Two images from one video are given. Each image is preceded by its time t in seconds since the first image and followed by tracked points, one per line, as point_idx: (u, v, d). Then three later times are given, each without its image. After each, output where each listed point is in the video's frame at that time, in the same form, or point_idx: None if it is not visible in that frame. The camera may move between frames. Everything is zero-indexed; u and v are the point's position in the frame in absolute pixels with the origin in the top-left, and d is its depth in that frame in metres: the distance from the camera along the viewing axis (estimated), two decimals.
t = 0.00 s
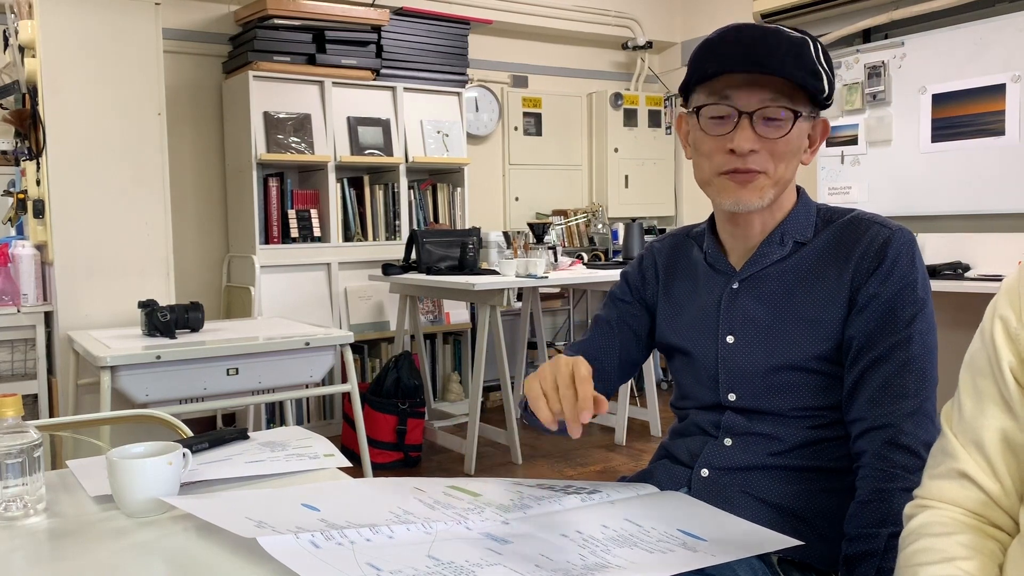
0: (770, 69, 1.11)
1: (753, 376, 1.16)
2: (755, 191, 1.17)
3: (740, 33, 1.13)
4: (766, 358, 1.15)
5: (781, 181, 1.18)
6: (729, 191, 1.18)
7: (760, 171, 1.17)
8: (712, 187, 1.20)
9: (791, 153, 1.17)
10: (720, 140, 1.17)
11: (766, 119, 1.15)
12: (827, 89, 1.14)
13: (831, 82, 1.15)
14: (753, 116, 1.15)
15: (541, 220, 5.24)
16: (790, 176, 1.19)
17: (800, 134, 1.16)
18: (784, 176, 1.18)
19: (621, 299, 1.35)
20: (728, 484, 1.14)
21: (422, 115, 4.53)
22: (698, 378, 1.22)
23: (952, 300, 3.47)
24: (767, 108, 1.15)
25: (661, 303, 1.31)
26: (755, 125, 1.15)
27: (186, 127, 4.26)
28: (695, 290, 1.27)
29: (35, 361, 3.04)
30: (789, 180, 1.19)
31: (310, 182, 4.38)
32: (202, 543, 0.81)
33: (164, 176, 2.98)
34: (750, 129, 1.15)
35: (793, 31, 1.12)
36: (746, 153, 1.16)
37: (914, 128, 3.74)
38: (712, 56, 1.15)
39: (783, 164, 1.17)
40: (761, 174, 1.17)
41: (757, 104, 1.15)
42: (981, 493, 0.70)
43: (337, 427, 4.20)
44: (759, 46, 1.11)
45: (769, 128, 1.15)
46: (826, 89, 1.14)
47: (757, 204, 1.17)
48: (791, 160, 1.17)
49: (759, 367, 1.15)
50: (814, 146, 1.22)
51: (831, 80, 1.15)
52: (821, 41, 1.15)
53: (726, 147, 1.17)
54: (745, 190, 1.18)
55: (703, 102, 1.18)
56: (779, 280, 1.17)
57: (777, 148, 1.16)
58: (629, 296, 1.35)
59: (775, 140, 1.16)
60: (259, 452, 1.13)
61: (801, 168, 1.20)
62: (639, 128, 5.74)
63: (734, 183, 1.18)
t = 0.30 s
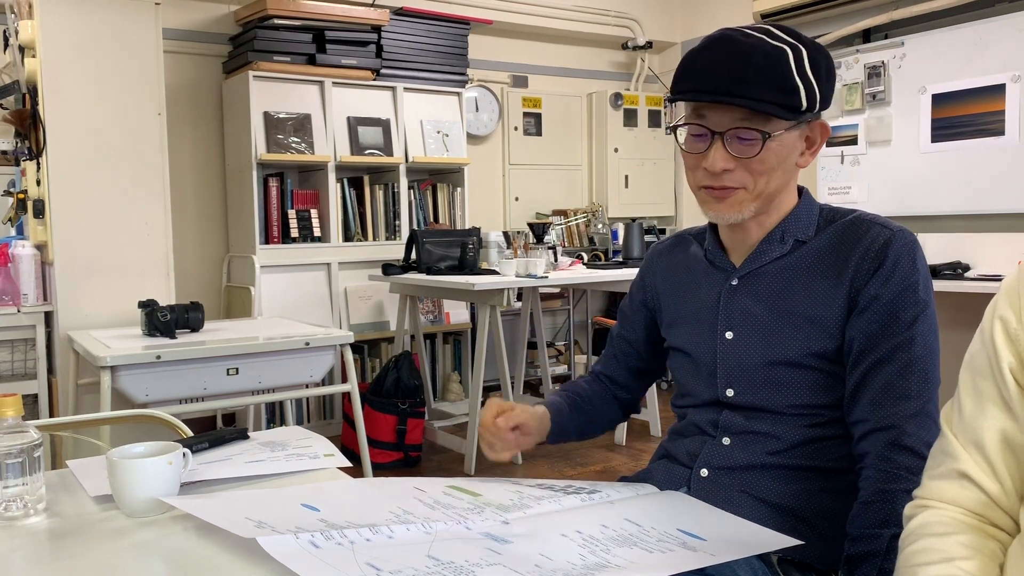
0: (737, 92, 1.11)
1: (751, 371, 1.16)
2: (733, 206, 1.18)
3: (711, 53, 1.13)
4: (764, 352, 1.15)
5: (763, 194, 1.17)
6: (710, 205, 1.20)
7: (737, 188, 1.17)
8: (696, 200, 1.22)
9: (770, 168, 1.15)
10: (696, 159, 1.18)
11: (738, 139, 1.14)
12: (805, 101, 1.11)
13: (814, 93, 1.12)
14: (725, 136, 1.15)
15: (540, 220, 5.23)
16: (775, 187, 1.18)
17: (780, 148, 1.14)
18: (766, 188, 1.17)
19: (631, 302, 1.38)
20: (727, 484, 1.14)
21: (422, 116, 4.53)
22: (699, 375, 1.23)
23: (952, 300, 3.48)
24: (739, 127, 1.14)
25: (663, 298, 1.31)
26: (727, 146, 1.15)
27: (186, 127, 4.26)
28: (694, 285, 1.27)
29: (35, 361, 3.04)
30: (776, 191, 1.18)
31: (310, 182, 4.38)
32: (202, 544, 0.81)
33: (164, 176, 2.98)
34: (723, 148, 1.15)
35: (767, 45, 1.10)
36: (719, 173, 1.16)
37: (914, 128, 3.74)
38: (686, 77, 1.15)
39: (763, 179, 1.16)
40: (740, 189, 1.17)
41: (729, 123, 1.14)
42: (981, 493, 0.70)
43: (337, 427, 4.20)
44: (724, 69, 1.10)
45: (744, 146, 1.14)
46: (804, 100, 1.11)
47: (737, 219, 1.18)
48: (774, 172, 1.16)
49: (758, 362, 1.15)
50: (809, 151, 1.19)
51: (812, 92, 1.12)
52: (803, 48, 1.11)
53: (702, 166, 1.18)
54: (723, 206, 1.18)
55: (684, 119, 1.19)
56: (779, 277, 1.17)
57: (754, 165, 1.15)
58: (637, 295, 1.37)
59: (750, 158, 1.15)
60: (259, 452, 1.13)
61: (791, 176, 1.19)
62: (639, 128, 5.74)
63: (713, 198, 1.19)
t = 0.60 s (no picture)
0: (710, 100, 1.13)
1: (742, 364, 1.17)
2: (716, 210, 1.19)
3: (685, 64, 1.16)
4: (756, 347, 1.16)
5: (746, 197, 1.18)
6: (696, 211, 1.22)
7: (719, 192, 1.18)
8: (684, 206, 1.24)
9: (751, 171, 1.16)
10: (678, 167, 1.21)
11: (715, 145, 1.16)
12: (778, 105, 1.12)
13: (787, 96, 1.13)
14: (703, 143, 1.17)
15: (540, 220, 5.23)
16: (758, 190, 1.18)
17: (757, 151, 1.15)
18: (749, 190, 1.18)
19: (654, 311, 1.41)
20: (725, 483, 1.14)
21: (422, 115, 4.53)
22: (697, 371, 1.24)
23: (951, 300, 3.48)
24: (716, 133, 1.16)
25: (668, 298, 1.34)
26: (705, 152, 1.17)
27: (186, 127, 4.26)
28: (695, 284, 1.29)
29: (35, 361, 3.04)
30: (761, 193, 1.19)
31: (310, 182, 4.37)
32: (202, 544, 0.81)
33: (163, 175, 2.98)
34: (702, 156, 1.17)
35: (738, 53, 1.12)
36: (699, 179, 1.18)
37: (914, 128, 3.75)
38: (663, 89, 1.18)
39: (743, 182, 1.17)
40: (723, 193, 1.19)
41: (706, 131, 1.16)
42: (981, 493, 0.70)
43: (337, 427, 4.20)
44: (696, 79, 1.14)
45: (721, 152, 1.16)
46: (777, 104, 1.12)
47: (720, 222, 1.19)
48: (754, 176, 1.17)
49: (748, 355, 1.16)
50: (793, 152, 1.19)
51: (784, 95, 1.13)
52: (775, 54, 1.13)
53: (684, 173, 1.20)
54: (707, 210, 1.20)
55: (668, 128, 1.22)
56: (770, 274, 1.17)
57: (732, 170, 1.16)
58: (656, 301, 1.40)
59: (727, 163, 1.16)
60: (259, 452, 1.13)
61: (775, 177, 1.19)
62: (639, 128, 5.73)
63: (697, 204, 1.21)
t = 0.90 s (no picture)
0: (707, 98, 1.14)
1: (744, 358, 1.17)
2: (714, 207, 1.20)
3: (684, 63, 1.17)
4: (759, 341, 1.16)
5: (743, 195, 1.19)
6: (694, 209, 1.23)
7: (717, 189, 1.19)
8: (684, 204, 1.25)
9: (747, 169, 1.17)
10: (677, 165, 1.22)
11: (712, 142, 1.17)
12: (773, 105, 1.13)
13: (783, 96, 1.13)
14: (700, 140, 1.18)
15: (540, 220, 5.23)
16: (755, 188, 1.19)
17: (754, 150, 1.16)
18: (745, 189, 1.18)
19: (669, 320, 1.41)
20: (726, 483, 1.14)
21: (422, 115, 4.53)
22: (700, 367, 1.24)
23: (951, 300, 3.48)
24: (712, 131, 1.17)
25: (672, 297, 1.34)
26: (702, 150, 1.18)
27: (186, 127, 4.26)
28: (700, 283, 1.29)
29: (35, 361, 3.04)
30: (758, 191, 1.19)
31: (310, 182, 4.37)
32: (201, 545, 0.81)
33: (164, 175, 2.98)
34: (699, 153, 1.18)
35: (736, 53, 1.13)
36: (696, 176, 1.19)
37: (915, 128, 3.79)
38: (663, 87, 1.20)
39: (740, 181, 1.18)
40: (720, 191, 1.19)
41: (703, 129, 1.17)
42: (982, 494, 0.70)
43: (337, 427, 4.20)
44: (693, 77, 1.14)
45: (717, 150, 1.17)
46: (772, 104, 1.13)
47: (717, 219, 1.20)
48: (751, 173, 1.18)
49: (750, 348, 1.17)
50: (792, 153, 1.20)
51: (780, 95, 1.13)
52: (772, 54, 1.13)
53: (682, 171, 1.21)
54: (704, 207, 1.21)
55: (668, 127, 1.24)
56: (774, 270, 1.18)
57: (728, 167, 1.17)
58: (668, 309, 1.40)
59: (724, 161, 1.17)
60: (259, 452, 1.13)
61: (773, 177, 1.19)
62: (639, 127, 5.73)
63: (696, 201, 1.22)
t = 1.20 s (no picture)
0: (703, 97, 1.15)
1: (744, 359, 1.17)
2: (707, 207, 1.21)
3: (682, 61, 1.17)
4: (758, 343, 1.16)
5: (737, 195, 1.20)
6: (689, 208, 1.24)
7: (710, 189, 1.20)
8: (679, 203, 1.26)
9: (741, 170, 1.18)
10: (672, 163, 1.23)
11: (707, 141, 1.18)
12: (769, 105, 1.14)
13: (779, 98, 1.14)
14: (695, 139, 1.19)
15: (540, 220, 5.23)
16: (749, 189, 1.19)
17: (749, 150, 1.17)
18: (739, 189, 1.19)
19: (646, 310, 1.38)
20: (726, 483, 1.14)
21: (422, 115, 4.54)
22: (698, 368, 1.24)
23: (951, 300, 3.48)
24: (708, 130, 1.18)
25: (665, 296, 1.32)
26: (697, 148, 1.19)
27: (186, 127, 4.26)
28: (696, 282, 1.28)
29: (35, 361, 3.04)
30: (752, 193, 1.20)
31: (309, 182, 4.37)
32: (201, 545, 0.81)
33: (164, 175, 2.98)
34: (694, 152, 1.19)
35: (735, 51, 1.13)
36: (691, 174, 1.20)
37: (914, 128, 3.79)
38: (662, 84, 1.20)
39: (733, 181, 1.19)
40: (714, 191, 1.20)
41: (699, 128, 1.18)
42: (982, 494, 0.70)
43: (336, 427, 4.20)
44: (691, 73, 1.15)
45: (712, 149, 1.18)
46: (768, 104, 1.14)
47: (711, 220, 1.21)
48: (746, 174, 1.18)
49: (750, 349, 1.16)
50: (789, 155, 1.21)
51: (776, 96, 1.14)
52: (771, 53, 1.13)
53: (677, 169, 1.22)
54: (698, 207, 1.22)
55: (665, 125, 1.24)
56: (771, 271, 1.18)
57: (722, 167, 1.18)
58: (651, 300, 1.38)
59: (718, 160, 1.18)
60: (259, 451, 1.13)
61: (768, 178, 1.20)
62: (639, 127, 5.73)
63: (691, 201, 1.23)
